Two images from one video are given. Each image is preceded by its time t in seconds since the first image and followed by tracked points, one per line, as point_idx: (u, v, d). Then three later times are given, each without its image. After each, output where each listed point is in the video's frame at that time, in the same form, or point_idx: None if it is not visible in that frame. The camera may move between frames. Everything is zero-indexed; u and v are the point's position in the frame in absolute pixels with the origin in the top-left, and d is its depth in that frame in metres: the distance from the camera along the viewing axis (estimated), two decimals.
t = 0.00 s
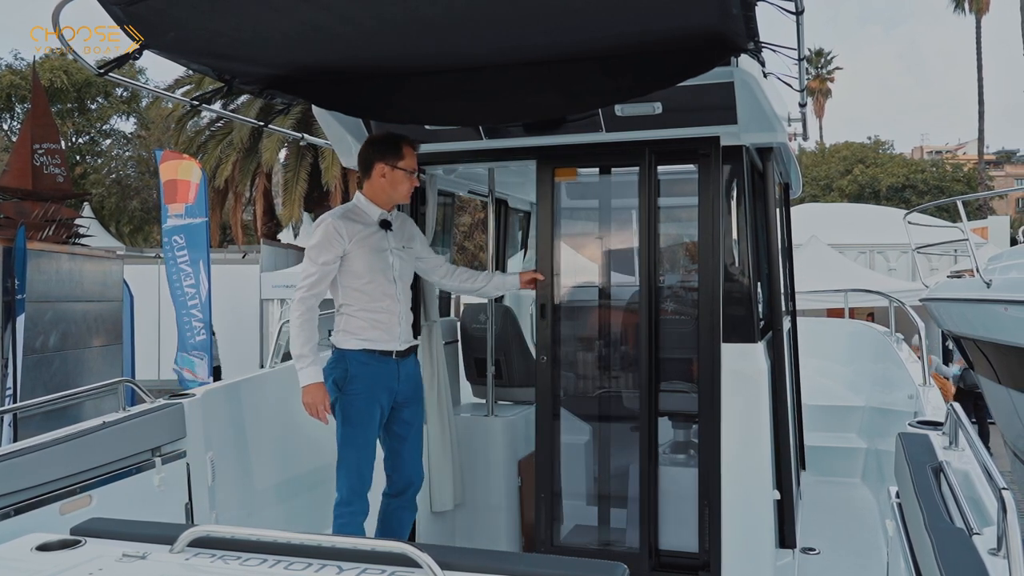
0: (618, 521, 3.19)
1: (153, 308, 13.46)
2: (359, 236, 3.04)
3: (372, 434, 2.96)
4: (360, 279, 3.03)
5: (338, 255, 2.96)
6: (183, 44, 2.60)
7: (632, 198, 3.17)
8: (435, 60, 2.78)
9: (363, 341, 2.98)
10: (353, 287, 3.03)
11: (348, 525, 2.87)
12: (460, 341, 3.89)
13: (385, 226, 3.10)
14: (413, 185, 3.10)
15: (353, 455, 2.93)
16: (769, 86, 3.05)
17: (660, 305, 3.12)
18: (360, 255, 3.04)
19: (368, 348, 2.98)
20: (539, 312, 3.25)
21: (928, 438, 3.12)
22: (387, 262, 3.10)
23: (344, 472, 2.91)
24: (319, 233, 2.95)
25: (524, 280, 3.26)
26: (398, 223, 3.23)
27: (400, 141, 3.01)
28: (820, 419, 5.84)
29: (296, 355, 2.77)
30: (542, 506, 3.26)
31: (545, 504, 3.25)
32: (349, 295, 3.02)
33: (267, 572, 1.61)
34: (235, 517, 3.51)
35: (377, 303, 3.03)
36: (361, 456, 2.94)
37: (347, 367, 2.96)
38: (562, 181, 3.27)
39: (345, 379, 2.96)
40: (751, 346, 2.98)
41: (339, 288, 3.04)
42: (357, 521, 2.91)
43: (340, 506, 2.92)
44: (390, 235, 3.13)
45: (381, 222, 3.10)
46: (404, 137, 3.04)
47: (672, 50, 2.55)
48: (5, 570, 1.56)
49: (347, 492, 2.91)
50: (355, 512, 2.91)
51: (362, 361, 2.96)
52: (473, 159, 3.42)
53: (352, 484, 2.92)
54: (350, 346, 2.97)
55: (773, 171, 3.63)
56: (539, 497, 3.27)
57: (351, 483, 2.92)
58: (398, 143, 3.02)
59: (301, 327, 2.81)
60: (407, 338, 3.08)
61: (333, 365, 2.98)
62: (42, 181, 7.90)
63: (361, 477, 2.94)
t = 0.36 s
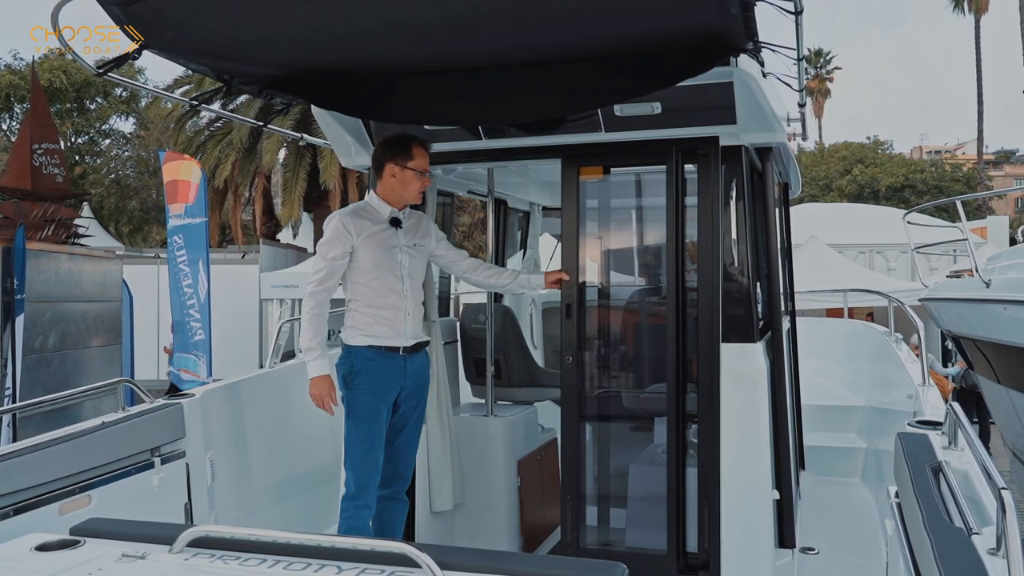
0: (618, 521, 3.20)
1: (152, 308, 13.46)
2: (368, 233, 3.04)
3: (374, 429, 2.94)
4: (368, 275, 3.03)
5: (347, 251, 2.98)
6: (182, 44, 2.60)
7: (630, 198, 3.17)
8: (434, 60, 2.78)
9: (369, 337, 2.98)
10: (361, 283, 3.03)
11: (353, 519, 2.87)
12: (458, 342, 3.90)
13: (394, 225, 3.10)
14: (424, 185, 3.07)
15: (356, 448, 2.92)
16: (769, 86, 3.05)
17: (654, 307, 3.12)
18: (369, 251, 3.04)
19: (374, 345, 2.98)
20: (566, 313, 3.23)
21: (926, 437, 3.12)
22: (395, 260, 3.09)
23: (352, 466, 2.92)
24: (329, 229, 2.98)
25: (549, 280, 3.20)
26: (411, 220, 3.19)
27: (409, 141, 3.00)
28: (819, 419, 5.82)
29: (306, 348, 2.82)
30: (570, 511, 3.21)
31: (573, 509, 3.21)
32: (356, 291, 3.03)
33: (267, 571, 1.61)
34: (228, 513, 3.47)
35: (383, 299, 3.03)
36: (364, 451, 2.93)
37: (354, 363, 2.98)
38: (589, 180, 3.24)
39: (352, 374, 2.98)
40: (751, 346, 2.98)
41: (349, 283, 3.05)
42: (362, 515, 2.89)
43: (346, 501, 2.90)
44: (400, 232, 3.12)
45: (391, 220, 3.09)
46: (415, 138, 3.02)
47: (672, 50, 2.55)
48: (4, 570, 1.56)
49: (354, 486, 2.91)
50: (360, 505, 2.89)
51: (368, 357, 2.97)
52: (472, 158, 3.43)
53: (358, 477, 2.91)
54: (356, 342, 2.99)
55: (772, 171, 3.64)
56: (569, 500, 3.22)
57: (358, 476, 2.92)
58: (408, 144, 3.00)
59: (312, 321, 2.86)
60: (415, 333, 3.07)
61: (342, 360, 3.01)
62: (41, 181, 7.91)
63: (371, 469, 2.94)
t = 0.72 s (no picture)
0: (617, 521, 3.20)
1: (152, 308, 13.46)
2: (372, 231, 3.04)
3: (372, 426, 2.95)
4: (370, 272, 3.03)
5: (351, 248, 2.99)
6: (181, 44, 2.60)
7: (629, 198, 3.17)
8: (433, 60, 2.78)
9: (369, 335, 2.98)
10: (364, 281, 3.03)
11: (352, 515, 2.89)
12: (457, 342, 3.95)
13: (399, 224, 3.09)
14: (431, 188, 3.07)
15: (355, 444, 2.93)
16: (767, 86, 3.05)
17: (654, 306, 3.12)
18: (374, 249, 3.04)
19: (375, 343, 2.98)
20: (582, 313, 3.20)
21: (925, 438, 3.12)
22: (398, 259, 3.08)
23: (351, 462, 2.92)
24: (334, 226, 3.00)
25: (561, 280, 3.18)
26: (419, 222, 3.20)
27: (418, 144, 3.00)
28: (817, 419, 5.81)
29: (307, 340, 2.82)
30: (584, 511, 3.20)
31: (586, 509, 3.20)
32: (359, 289, 3.02)
33: (265, 571, 1.61)
34: (227, 513, 3.47)
35: (384, 297, 3.02)
36: (363, 447, 2.93)
37: (354, 361, 2.98)
38: (606, 180, 3.21)
39: (352, 371, 2.98)
40: (749, 346, 2.97)
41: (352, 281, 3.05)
42: (361, 512, 2.90)
43: (347, 498, 2.91)
44: (405, 232, 3.11)
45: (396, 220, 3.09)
46: (423, 141, 3.02)
47: (671, 50, 2.55)
48: (3, 570, 1.56)
49: (354, 482, 2.92)
50: (360, 502, 2.90)
51: (367, 355, 2.97)
52: (472, 159, 3.44)
53: (357, 474, 2.92)
54: (356, 340, 2.99)
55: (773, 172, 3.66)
56: (581, 500, 3.21)
57: (359, 472, 2.92)
58: (415, 147, 3.00)
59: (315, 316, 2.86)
60: (415, 333, 3.06)
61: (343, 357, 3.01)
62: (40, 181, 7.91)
63: (371, 468, 2.94)
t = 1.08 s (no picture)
0: (616, 521, 3.20)
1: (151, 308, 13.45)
2: (374, 232, 3.04)
3: (372, 426, 2.95)
4: (371, 274, 3.03)
5: (352, 249, 2.98)
6: (181, 44, 2.60)
7: (629, 198, 3.17)
8: (433, 60, 2.78)
9: (369, 335, 2.98)
10: (364, 282, 3.03)
11: (351, 514, 2.89)
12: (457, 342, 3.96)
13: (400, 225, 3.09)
14: (431, 190, 3.06)
15: (354, 443, 2.93)
16: (767, 86, 3.05)
17: (654, 306, 3.12)
18: (375, 250, 3.04)
19: (375, 343, 2.98)
20: (582, 313, 3.20)
21: (924, 437, 3.12)
22: (399, 260, 3.08)
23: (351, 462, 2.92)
24: (336, 225, 2.99)
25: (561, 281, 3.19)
26: (420, 223, 3.20)
27: (419, 146, 3.00)
28: (817, 419, 5.81)
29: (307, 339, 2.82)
30: (584, 511, 3.21)
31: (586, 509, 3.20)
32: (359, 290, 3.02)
33: (265, 571, 1.61)
34: (227, 513, 3.47)
35: (384, 298, 3.02)
36: (364, 447, 2.94)
37: (355, 361, 2.98)
38: (605, 180, 3.20)
39: (352, 371, 2.98)
40: (749, 346, 2.97)
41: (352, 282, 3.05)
42: (360, 511, 2.90)
43: (346, 497, 2.91)
44: (406, 233, 3.11)
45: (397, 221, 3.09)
46: (424, 143, 3.02)
47: (670, 50, 2.55)
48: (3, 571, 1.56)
49: (354, 481, 2.92)
50: (359, 501, 2.90)
51: (368, 355, 2.97)
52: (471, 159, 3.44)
53: (357, 474, 2.92)
54: (357, 341, 2.99)
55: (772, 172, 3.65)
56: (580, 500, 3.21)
57: (357, 472, 2.93)
58: (416, 148, 3.00)
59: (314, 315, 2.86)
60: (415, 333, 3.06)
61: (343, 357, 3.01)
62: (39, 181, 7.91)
63: (372, 467, 2.95)
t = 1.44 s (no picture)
0: (615, 521, 3.21)
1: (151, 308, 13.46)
2: (372, 235, 3.04)
3: (374, 425, 2.95)
4: (370, 275, 3.04)
5: (350, 252, 2.97)
6: (179, 44, 2.60)
7: (628, 198, 3.18)
8: (431, 60, 2.78)
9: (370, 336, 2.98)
10: (363, 283, 3.04)
11: (354, 514, 2.89)
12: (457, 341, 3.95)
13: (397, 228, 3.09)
14: (427, 192, 3.06)
15: (356, 443, 2.93)
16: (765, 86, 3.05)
17: (653, 307, 3.12)
18: (375, 253, 3.04)
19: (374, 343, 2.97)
20: (581, 313, 3.20)
21: (924, 438, 3.11)
22: (397, 262, 3.09)
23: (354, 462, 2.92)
24: (331, 231, 2.97)
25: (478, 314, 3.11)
26: (415, 224, 3.21)
27: (415, 148, 2.99)
28: (817, 418, 5.82)
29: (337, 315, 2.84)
30: (583, 510, 3.21)
31: (585, 509, 3.21)
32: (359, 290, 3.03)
33: (263, 571, 1.61)
34: (225, 513, 3.47)
35: (382, 301, 3.04)
36: (366, 446, 2.93)
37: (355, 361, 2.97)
38: (603, 180, 3.21)
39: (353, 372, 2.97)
40: (748, 346, 2.96)
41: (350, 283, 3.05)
42: (363, 511, 2.91)
43: (348, 496, 2.92)
44: (404, 235, 3.12)
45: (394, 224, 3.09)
46: (421, 145, 3.01)
47: (669, 50, 2.55)
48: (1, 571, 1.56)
49: (357, 481, 2.92)
50: (362, 501, 2.91)
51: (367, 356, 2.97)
52: (470, 159, 3.44)
53: (359, 474, 2.92)
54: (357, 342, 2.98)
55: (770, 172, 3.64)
56: (579, 500, 3.21)
57: (359, 471, 2.93)
58: (413, 150, 2.99)
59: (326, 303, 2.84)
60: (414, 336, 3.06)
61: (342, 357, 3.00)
62: (38, 181, 7.92)
63: (372, 467, 2.94)
